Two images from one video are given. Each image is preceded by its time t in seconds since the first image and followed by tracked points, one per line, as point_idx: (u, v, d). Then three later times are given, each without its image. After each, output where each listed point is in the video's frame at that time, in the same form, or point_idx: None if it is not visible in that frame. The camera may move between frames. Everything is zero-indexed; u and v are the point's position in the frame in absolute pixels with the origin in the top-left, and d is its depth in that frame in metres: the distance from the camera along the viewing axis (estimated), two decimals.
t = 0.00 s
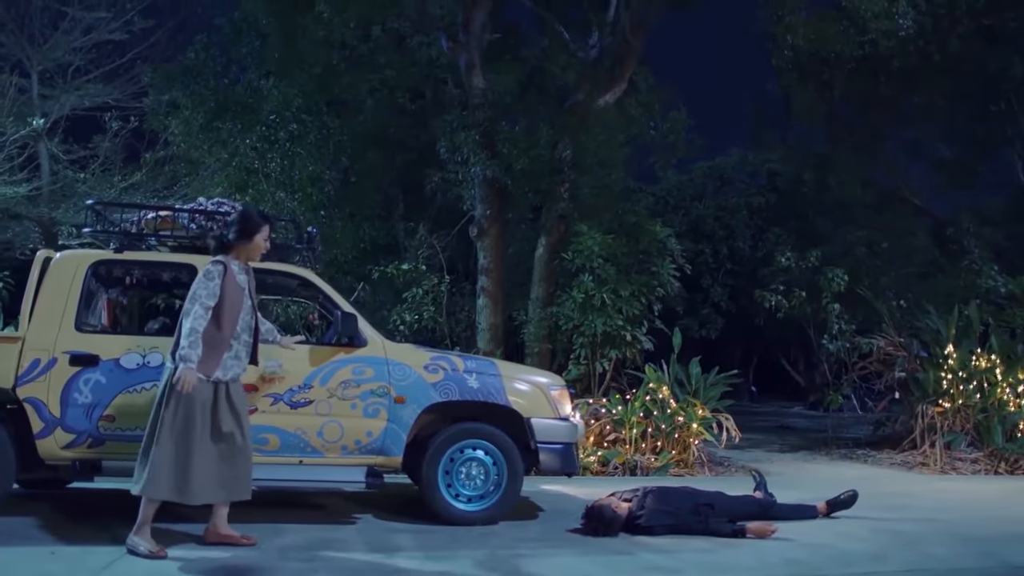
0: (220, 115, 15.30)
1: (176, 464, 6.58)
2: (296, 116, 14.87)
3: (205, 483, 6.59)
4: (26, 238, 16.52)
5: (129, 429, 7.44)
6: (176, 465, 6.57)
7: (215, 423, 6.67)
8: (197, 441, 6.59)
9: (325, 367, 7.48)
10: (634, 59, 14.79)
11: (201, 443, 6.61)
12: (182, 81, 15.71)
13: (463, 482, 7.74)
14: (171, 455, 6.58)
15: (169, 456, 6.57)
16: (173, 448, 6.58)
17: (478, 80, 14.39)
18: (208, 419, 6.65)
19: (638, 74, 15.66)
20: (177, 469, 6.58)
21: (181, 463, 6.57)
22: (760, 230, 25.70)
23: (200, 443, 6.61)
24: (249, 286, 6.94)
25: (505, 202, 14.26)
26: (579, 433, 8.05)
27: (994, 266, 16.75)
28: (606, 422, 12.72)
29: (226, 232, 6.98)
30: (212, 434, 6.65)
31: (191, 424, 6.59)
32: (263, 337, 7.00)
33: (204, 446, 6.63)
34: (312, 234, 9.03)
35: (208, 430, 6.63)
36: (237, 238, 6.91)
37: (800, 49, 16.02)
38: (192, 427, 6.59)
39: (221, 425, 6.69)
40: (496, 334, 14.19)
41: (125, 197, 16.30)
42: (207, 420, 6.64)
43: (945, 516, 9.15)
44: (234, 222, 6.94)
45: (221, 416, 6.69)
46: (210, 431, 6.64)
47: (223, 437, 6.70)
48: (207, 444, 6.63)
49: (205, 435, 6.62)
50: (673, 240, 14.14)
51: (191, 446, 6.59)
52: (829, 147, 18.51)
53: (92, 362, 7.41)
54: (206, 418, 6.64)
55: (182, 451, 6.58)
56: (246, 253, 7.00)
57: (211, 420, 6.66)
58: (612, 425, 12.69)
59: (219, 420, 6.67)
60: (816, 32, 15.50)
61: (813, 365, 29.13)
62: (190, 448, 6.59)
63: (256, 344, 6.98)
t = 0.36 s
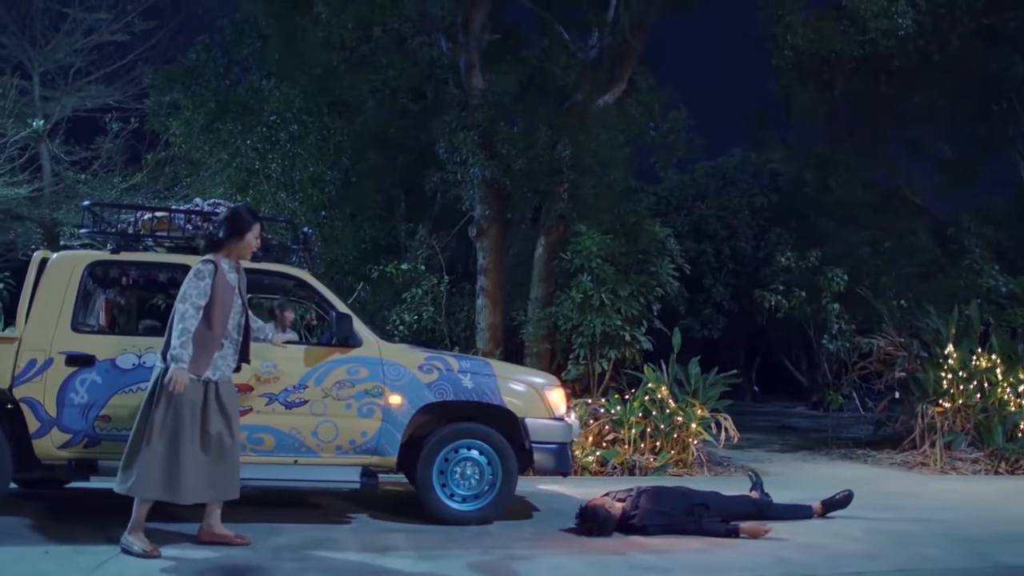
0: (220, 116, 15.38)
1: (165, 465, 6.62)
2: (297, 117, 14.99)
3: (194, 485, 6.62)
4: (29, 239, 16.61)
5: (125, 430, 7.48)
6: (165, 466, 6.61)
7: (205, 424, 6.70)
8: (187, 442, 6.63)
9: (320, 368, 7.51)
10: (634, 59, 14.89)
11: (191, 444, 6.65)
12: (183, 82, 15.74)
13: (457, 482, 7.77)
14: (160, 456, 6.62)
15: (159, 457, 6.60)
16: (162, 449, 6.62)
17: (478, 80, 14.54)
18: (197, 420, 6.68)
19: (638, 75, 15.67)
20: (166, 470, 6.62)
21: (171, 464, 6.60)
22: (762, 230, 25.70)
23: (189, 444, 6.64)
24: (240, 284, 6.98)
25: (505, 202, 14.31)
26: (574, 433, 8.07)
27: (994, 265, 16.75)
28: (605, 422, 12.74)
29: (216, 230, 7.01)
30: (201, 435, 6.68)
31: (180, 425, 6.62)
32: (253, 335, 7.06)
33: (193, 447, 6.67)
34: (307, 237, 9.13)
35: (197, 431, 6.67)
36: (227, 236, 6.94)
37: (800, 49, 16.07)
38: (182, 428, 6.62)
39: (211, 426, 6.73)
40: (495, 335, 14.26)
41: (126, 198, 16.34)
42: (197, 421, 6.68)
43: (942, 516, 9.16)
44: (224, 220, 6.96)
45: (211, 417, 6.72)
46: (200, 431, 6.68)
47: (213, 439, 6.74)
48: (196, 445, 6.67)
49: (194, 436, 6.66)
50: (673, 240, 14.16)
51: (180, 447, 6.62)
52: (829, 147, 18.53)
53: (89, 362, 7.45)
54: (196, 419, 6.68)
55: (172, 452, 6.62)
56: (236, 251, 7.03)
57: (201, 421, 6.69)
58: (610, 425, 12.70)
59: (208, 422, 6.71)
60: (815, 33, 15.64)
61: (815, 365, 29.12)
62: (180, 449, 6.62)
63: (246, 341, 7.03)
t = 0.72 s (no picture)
0: (223, 117, 15.35)
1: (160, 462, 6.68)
2: (300, 117, 14.89)
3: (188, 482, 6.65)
4: (33, 239, 16.64)
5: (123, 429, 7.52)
6: (160, 464, 6.66)
7: (201, 423, 6.74)
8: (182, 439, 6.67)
9: (317, 367, 7.54)
10: (635, 59, 14.97)
11: (186, 442, 6.69)
12: (185, 83, 15.77)
13: (454, 481, 7.80)
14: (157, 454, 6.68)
15: (155, 454, 6.67)
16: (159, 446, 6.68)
17: (478, 80, 14.69)
18: (193, 419, 6.72)
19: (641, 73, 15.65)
20: (161, 468, 6.67)
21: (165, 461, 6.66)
22: (766, 228, 25.69)
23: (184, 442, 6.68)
24: (238, 285, 7.00)
25: (506, 202, 14.34)
26: (571, 432, 8.10)
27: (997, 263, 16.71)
28: (606, 421, 12.75)
29: (215, 231, 7.04)
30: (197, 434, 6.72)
31: (176, 422, 6.68)
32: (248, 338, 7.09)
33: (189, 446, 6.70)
34: (306, 235, 9.22)
35: (193, 430, 6.71)
36: (226, 236, 6.96)
37: (801, 47, 16.05)
38: (176, 426, 6.67)
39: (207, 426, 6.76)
40: (496, 334, 14.28)
41: (129, 198, 16.38)
42: (193, 420, 6.72)
43: (942, 514, 9.15)
44: (223, 221, 6.99)
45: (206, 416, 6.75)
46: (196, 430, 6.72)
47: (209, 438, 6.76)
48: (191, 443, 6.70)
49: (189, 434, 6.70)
50: (674, 238, 14.16)
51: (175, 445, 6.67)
52: (833, 146, 18.53)
53: (87, 361, 7.49)
54: (191, 418, 6.71)
55: (166, 449, 6.67)
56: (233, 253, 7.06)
57: (197, 420, 6.73)
58: (611, 424, 12.72)
59: (203, 421, 6.74)
60: (815, 32, 15.67)
61: (820, 364, 29.11)
62: (175, 447, 6.67)
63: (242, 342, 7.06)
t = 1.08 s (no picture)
0: (228, 115, 15.50)
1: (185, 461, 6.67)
2: (305, 115, 14.80)
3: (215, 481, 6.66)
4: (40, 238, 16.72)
5: (124, 426, 7.57)
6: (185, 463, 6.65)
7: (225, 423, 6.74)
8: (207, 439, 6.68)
9: (316, 364, 7.58)
10: (638, 55, 14.95)
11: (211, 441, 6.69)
12: (190, 81, 15.87)
13: (453, 477, 7.85)
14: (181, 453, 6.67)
15: (178, 455, 6.64)
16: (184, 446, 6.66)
17: (482, 77, 14.75)
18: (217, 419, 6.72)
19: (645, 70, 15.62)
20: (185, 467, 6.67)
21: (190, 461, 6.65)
22: (772, 225, 25.66)
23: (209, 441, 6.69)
24: (259, 286, 7.01)
25: (509, 199, 14.34)
26: (570, 428, 8.12)
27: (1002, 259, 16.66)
28: (608, 418, 12.78)
29: (239, 231, 7.05)
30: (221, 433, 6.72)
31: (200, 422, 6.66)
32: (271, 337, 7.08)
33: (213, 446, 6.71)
34: (306, 233, 9.45)
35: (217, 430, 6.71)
36: (249, 237, 6.97)
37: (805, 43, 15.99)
38: (201, 427, 6.66)
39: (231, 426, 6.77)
40: (499, 331, 14.35)
41: (135, 197, 16.47)
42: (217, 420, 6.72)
43: (945, 512, 9.11)
44: (246, 222, 6.99)
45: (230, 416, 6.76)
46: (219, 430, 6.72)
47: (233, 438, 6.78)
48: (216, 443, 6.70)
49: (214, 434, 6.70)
50: (678, 235, 14.16)
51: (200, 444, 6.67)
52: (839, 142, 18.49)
53: (88, 359, 7.54)
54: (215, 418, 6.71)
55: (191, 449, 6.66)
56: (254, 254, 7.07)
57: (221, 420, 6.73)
58: (615, 421, 12.75)
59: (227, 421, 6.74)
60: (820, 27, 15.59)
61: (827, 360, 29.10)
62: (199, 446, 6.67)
63: (264, 343, 7.08)
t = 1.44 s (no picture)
0: (228, 115, 15.43)
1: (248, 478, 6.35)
2: (305, 116, 14.97)
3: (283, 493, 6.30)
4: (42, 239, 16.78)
5: (119, 425, 7.60)
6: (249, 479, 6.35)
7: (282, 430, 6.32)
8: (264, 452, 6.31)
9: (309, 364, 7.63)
10: (637, 55, 14.97)
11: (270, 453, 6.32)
12: (192, 82, 15.90)
13: (446, 476, 7.89)
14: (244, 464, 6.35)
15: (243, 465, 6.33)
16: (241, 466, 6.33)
17: (480, 76, 14.78)
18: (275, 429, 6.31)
19: (644, 69, 15.63)
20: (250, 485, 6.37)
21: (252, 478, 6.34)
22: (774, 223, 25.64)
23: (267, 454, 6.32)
24: (320, 293, 6.62)
25: (508, 199, 14.39)
26: (563, 427, 8.17)
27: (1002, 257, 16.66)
28: (607, 417, 12.80)
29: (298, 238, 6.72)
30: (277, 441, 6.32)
31: (258, 434, 6.28)
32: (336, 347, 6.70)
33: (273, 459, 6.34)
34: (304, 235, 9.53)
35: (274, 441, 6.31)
36: (311, 242, 6.66)
37: (805, 42, 15.98)
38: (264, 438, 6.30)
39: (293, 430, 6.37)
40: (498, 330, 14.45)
41: (135, 197, 16.56)
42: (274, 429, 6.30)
43: (944, 511, 9.11)
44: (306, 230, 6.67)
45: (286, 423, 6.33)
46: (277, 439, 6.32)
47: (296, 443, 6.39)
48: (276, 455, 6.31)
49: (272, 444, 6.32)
50: (677, 235, 14.16)
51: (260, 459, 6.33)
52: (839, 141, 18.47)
53: (84, 359, 7.58)
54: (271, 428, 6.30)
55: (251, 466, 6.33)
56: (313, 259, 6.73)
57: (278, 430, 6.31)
58: (613, 420, 12.78)
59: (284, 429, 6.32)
60: (819, 26, 15.57)
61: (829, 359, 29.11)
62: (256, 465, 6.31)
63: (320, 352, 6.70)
